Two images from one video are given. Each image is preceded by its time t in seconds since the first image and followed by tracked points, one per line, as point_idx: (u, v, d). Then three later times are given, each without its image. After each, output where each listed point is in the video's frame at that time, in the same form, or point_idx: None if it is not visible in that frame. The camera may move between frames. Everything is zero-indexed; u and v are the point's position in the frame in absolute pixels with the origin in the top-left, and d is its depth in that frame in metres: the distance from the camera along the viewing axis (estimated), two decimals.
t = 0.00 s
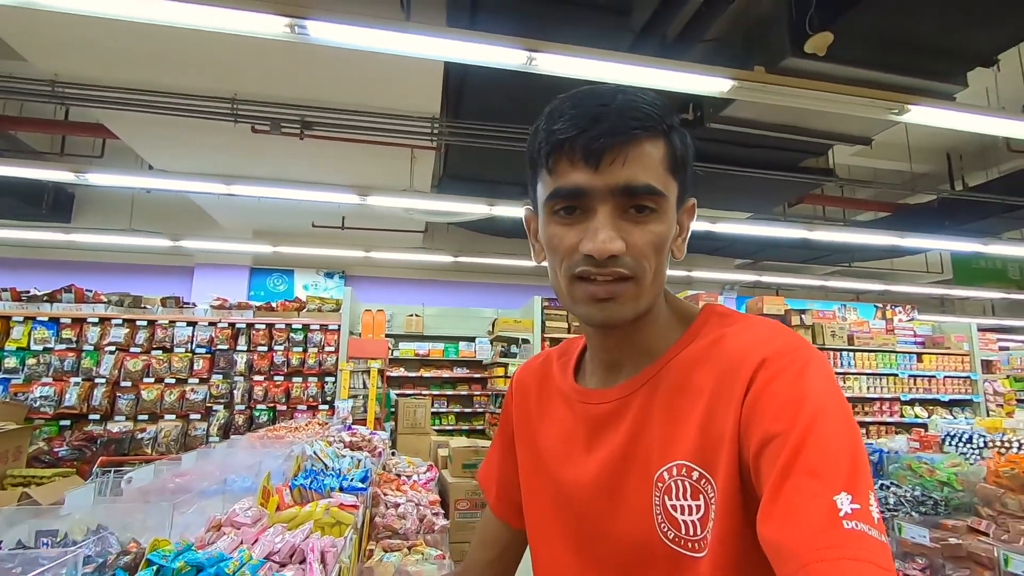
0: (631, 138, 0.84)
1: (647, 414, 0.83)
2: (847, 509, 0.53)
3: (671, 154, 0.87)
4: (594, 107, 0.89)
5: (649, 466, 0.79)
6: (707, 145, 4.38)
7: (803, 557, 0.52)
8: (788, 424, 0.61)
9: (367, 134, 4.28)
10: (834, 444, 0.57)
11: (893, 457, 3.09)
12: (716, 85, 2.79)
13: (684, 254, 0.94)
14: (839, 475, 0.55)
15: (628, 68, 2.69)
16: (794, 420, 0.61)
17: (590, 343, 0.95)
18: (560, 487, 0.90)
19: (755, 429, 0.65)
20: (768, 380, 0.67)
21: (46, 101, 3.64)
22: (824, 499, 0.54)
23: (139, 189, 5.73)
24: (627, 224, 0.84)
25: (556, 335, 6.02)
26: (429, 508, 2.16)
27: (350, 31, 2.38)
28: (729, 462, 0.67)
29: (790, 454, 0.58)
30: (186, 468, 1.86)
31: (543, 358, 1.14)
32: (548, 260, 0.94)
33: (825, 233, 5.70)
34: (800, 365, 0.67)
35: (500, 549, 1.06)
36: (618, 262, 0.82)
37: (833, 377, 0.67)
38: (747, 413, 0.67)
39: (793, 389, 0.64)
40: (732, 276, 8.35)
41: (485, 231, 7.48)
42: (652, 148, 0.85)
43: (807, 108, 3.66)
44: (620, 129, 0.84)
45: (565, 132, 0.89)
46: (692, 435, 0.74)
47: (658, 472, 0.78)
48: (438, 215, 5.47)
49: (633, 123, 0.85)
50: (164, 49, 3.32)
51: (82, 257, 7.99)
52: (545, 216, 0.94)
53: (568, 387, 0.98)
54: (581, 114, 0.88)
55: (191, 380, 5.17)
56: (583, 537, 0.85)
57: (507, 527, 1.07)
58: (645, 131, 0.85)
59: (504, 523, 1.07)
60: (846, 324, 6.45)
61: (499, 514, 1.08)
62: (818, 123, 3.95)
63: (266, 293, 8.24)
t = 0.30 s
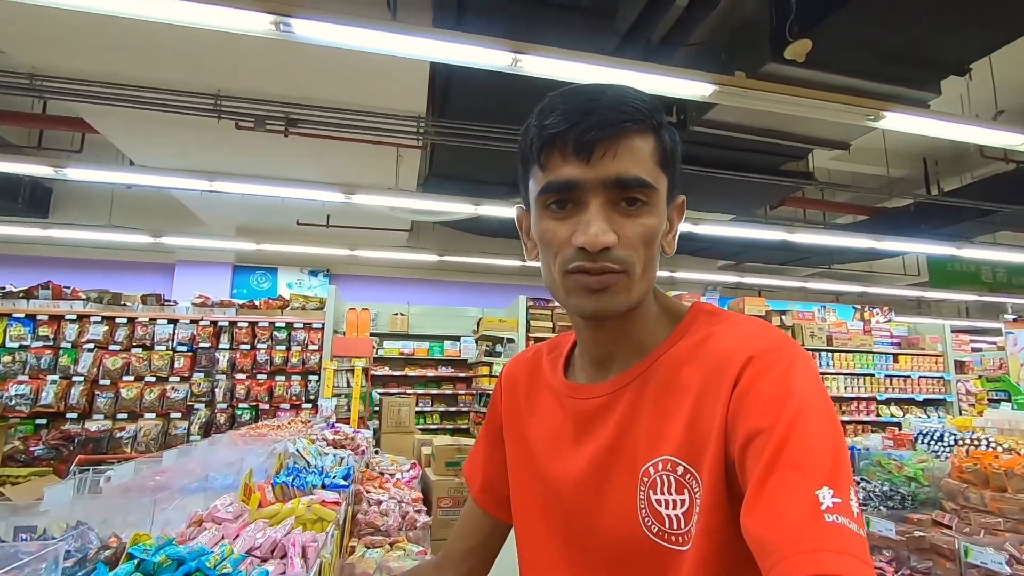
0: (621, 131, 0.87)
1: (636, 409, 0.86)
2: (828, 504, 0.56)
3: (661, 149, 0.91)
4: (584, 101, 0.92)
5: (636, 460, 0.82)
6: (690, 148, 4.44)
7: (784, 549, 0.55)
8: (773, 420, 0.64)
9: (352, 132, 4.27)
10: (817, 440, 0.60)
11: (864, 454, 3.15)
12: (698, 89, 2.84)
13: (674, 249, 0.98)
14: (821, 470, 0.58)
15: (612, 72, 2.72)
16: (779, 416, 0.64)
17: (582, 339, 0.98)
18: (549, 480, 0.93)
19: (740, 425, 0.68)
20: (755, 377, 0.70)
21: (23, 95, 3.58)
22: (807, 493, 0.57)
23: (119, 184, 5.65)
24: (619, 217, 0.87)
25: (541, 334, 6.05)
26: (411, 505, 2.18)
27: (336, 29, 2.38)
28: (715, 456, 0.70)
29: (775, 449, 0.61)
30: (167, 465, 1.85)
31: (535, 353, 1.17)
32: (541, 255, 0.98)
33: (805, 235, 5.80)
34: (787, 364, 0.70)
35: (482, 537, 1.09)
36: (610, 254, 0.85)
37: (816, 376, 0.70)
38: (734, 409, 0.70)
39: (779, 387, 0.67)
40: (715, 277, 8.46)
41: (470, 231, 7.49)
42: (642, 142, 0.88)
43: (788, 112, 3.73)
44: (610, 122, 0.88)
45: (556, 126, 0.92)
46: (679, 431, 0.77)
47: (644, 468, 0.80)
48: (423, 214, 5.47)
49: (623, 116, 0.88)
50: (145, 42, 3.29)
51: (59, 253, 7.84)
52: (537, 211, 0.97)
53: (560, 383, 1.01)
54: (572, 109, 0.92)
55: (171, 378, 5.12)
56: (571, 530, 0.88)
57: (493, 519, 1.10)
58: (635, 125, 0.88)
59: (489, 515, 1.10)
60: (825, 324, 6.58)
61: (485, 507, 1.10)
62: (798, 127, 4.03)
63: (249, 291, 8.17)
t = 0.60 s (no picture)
0: (616, 120, 0.90)
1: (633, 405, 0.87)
2: (826, 501, 0.57)
3: (657, 144, 0.92)
4: (583, 91, 0.94)
5: (634, 458, 0.83)
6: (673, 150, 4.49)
7: (782, 546, 0.55)
8: (770, 417, 0.65)
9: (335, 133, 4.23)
10: (815, 437, 0.61)
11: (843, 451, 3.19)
12: (682, 91, 2.87)
13: (671, 247, 0.99)
14: (819, 467, 0.59)
15: (596, 73, 2.73)
16: (776, 412, 0.65)
17: (576, 332, 0.99)
18: (547, 480, 0.93)
19: (738, 421, 0.69)
20: (752, 374, 0.71)
21: None
22: (804, 490, 0.58)
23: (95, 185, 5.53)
24: (610, 203, 0.89)
25: (526, 336, 6.05)
26: (397, 508, 2.17)
27: (319, 28, 2.36)
28: (714, 454, 0.71)
29: (772, 446, 0.62)
30: (146, 471, 1.81)
31: (531, 352, 1.17)
32: (535, 243, 0.99)
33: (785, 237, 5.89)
34: (784, 361, 0.72)
35: (476, 538, 1.08)
36: (598, 238, 0.87)
37: (814, 373, 0.71)
38: (732, 405, 0.71)
39: (777, 384, 0.68)
40: (698, 278, 8.54)
41: (455, 233, 7.47)
42: (637, 134, 0.90)
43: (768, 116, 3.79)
44: (605, 111, 0.90)
45: (553, 113, 0.95)
46: (677, 428, 0.78)
47: (642, 466, 0.81)
48: (407, 215, 5.45)
49: (619, 104, 0.90)
50: (123, 38, 3.23)
51: (32, 255, 7.65)
52: (534, 198, 0.99)
53: (556, 381, 1.01)
54: (569, 97, 0.94)
55: (149, 382, 5.01)
56: (569, 530, 0.88)
57: (488, 519, 1.09)
58: (630, 115, 0.90)
59: (484, 515, 1.09)
60: (805, 325, 6.67)
61: (480, 508, 1.10)
62: (779, 130, 4.10)
63: (229, 293, 8.05)
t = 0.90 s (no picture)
0: (585, 122, 0.90)
1: (627, 399, 0.87)
2: (817, 480, 0.58)
3: (630, 138, 0.92)
4: (550, 96, 0.95)
5: (633, 451, 0.83)
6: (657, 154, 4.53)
7: (774, 529, 0.56)
8: (761, 401, 0.66)
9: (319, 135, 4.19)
10: (802, 420, 0.62)
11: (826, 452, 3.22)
12: (668, 95, 2.89)
13: (656, 239, 0.99)
14: (807, 448, 0.60)
15: (584, 77, 2.73)
16: (766, 397, 0.66)
17: (570, 334, 0.99)
18: (548, 479, 0.93)
19: (729, 409, 0.70)
20: (741, 361, 0.72)
21: None
22: (794, 473, 0.58)
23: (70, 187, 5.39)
24: (589, 203, 0.89)
25: (511, 339, 6.02)
26: (385, 514, 2.15)
27: (305, 29, 2.33)
28: (710, 442, 0.71)
29: (762, 430, 0.63)
30: (127, 479, 1.76)
31: (528, 353, 1.17)
32: (523, 251, 0.99)
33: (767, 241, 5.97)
34: (773, 346, 0.72)
35: (481, 542, 1.06)
36: (581, 238, 0.87)
37: (803, 356, 0.72)
38: (723, 393, 0.72)
39: (765, 369, 0.69)
40: (681, 281, 8.62)
41: (439, 236, 7.45)
42: (608, 131, 0.90)
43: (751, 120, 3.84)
44: (573, 114, 0.91)
45: (524, 123, 0.95)
46: (673, 419, 0.78)
47: (642, 458, 0.81)
48: (392, 219, 5.41)
49: (586, 106, 0.91)
50: (98, 36, 3.15)
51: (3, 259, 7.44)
52: (516, 206, 0.99)
53: (553, 381, 1.00)
54: (537, 104, 0.95)
55: (127, 389, 4.90)
56: (573, 526, 0.88)
57: (495, 523, 1.08)
58: (599, 115, 0.90)
59: (489, 519, 1.08)
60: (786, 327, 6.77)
61: (484, 513, 1.09)
62: (760, 135, 4.16)
63: (209, 298, 7.91)
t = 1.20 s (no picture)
0: (600, 126, 0.87)
1: (640, 404, 0.83)
2: (834, 486, 0.56)
3: (645, 143, 0.89)
4: (564, 101, 0.92)
5: (644, 456, 0.79)
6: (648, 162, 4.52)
7: (792, 533, 0.54)
8: (777, 405, 0.63)
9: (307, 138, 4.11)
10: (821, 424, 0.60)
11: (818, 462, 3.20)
12: (662, 101, 2.88)
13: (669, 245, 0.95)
14: (824, 452, 0.58)
15: (579, 82, 2.71)
16: (783, 402, 0.63)
17: (584, 341, 0.95)
18: (555, 485, 0.89)
19: (746, 413, 0.67)
20: (757, 366, 0.69)
21: None
22: (811, 477, 0.56)
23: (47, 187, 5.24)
24: (604, 208, 0.86)
25: (500, 347, 5.96)
26: (375, 528, 2.11)
27: (296, 27, 2.27)
28: (725, 447, 0.68)
29: (779, 435, 0.60)
30: (102, 495, 1.66)
31: (536, 359, 1.13)
32: (537, 257, 0.95)
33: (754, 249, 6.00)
34: (789, 351, 0.69)
35: (492, 559, 1.01)
36: (597, 242, 0.83)
37: (821, 362, 0.69)
38: (739, 397, 0.69)
39: (782, 374, 0.66)
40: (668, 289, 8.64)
41: (427, 242, 7.38)
42: (624, 136, 0.88)
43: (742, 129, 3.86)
44: (588, 118, 0.88)
45: (538, 128, 0.92)
46: (686, 423, 0.75)
47: (654, 461, 0.77)
48: (380, 223, 5.34)
49: (602, 110, 0.88)
50: (80, 31, 3.06)
51: None
52: (530, 210, 0.95)
53: (562, 385, 0.96)
54: (552, 109, 0.92)
55: (102, 397, 4.73)
56: (581, 534, 0.84)
57: (502, 533, 1.03)
58: (614, 119, 0.87)
59: (498, 530, 1.02)
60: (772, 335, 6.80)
61: (492, 522, 1.04)
62: (751, 144, 4.18)
63: (190, 302, 7.73)
